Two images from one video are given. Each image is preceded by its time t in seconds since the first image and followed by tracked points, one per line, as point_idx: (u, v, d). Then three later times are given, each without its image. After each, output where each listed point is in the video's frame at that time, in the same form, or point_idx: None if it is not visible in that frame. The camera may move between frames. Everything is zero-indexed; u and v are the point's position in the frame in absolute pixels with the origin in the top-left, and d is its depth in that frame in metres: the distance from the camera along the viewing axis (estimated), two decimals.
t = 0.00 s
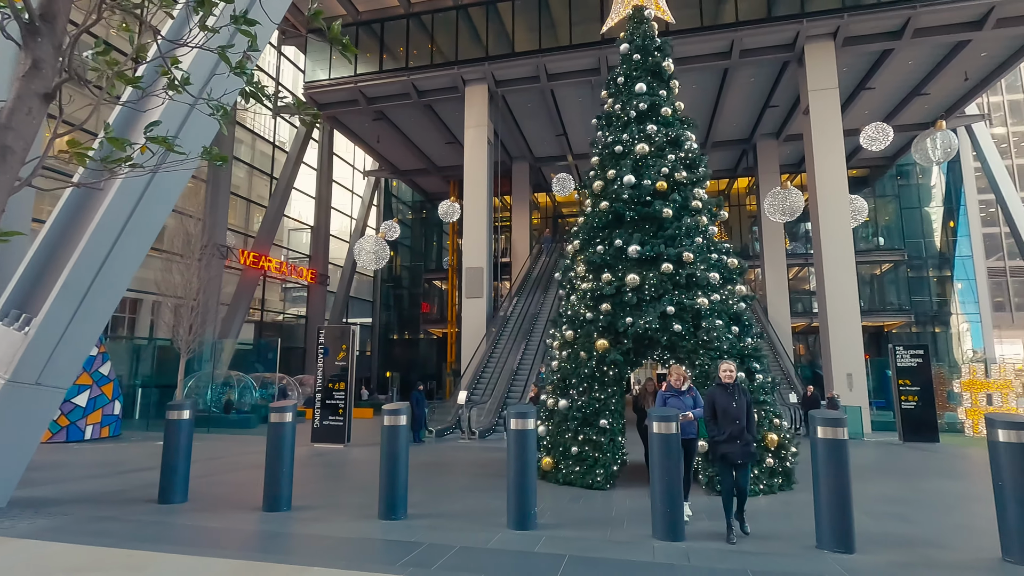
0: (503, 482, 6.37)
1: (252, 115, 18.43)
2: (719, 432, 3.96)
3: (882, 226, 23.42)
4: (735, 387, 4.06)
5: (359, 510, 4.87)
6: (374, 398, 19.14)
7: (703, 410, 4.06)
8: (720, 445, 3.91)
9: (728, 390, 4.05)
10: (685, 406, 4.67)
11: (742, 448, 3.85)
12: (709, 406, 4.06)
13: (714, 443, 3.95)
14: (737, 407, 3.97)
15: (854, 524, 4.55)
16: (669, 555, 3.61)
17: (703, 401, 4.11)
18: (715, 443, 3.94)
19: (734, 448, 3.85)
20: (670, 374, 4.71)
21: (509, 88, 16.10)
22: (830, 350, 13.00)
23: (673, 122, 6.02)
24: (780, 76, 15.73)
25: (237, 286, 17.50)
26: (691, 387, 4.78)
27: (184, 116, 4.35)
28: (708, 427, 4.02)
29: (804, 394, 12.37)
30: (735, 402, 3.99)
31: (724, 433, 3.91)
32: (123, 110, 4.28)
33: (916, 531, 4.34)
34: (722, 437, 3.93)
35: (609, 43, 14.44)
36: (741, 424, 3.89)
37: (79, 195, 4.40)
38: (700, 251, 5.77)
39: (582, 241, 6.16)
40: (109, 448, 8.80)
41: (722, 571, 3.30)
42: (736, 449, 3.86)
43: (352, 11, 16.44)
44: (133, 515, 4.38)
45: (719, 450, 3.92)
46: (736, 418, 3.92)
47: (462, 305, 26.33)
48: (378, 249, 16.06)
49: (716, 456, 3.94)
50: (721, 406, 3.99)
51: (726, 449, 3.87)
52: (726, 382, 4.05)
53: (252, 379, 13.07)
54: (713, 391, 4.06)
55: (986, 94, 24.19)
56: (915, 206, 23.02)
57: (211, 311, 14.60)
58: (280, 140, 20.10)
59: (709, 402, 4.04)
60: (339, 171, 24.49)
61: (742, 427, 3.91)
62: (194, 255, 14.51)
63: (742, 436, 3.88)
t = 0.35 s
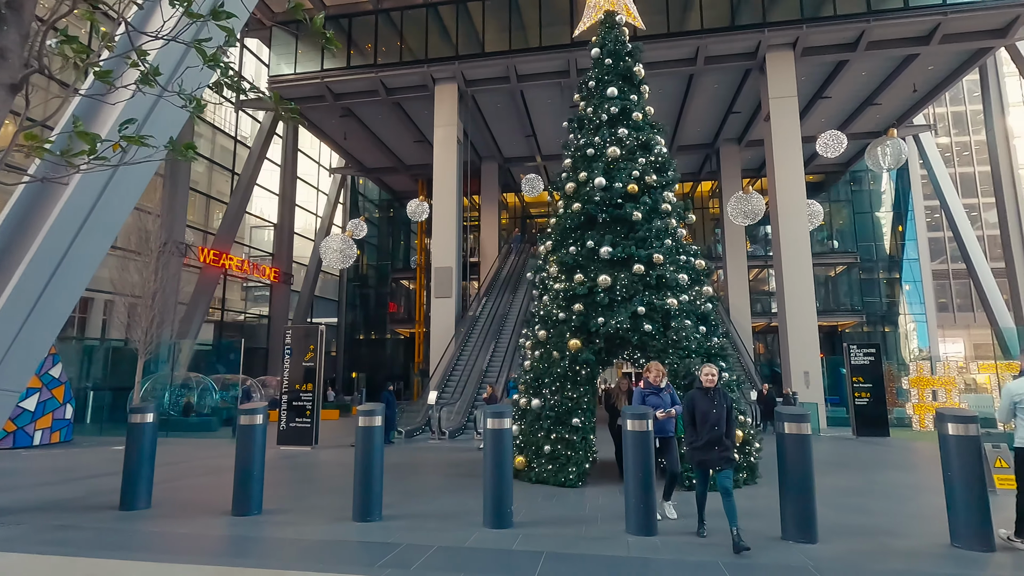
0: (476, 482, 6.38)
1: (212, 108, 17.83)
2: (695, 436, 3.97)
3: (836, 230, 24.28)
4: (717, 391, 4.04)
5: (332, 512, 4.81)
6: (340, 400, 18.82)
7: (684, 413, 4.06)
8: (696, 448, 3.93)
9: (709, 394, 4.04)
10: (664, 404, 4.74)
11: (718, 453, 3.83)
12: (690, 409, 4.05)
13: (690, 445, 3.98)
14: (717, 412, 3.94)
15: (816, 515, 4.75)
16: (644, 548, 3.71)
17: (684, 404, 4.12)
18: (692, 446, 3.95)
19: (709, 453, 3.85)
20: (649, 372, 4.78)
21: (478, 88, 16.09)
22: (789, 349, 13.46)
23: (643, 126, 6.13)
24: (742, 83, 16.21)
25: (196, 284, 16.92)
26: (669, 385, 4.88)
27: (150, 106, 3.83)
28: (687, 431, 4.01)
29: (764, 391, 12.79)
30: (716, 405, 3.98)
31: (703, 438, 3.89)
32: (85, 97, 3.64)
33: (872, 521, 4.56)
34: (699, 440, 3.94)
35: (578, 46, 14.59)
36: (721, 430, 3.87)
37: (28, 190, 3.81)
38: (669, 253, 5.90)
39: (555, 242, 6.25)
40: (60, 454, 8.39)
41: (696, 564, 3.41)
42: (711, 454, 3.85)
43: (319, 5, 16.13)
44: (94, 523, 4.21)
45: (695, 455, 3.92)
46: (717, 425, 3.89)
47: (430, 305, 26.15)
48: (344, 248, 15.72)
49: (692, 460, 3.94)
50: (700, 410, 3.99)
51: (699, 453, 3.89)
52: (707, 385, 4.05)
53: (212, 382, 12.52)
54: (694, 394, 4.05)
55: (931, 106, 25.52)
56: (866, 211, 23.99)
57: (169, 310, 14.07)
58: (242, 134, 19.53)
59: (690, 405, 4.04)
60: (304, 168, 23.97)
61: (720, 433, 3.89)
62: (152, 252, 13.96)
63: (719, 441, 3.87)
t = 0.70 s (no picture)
0: (446, 481, 6.36)
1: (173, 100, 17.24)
2: (682, 430, 3.90)
3: (797, 233, 25.05)
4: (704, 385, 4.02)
5: (300, 514, 4.73)
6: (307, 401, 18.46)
7: (669, 406, 4.01)
8: (685, 444, 3.83)
9: (696, 385, 4.01)
10: (650, 405, 4.53)
11: (706, 448, 3.76)
12: (675, 402, 4.02)
13: (677, 440, 3.89)
14: (705, 405, 3.91)
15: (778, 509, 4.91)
16: (613, 544, 3.77)
17: (669, 398, 4.07)
18: (679, 442, 3.87)
19: (697, 447, 3.77)
20: (636, 370, 4.57)
21: (450, 87, 16.03)
22: (752, 348, 13.84)
23: (614, 129, 6.21)
24: (709, 89, 16.58)
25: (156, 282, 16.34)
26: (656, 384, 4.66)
27: (109, 97, 3.60)
28: (671, 424, 3.97)
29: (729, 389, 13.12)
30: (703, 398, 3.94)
31: (689, 432, 3.85)
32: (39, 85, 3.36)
33: (830, 513, 4.75)
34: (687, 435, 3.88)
35: (550, 48, 14.68)
36: (707, 422, 3.84)
37: None
38: (639, 254, 6.00)
39: (527, 242, 6.29)
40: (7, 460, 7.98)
41: (663, 558, 3.49)
42: (699, 449, 3.76)
43: None
44: (47, 531, 4.04)
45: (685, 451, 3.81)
46: (702, 417, 3.87)
47: (400, 304, 25.89)
48: (312, 246, 15.45)
49: (679, 455, 3.84)
50: (687, 403, 3.96)
51: (688, 448, 3.79)
52: (694, 377, 4.03)
53: (172, 383, 12.06)
54: (680, 387, 4.03)
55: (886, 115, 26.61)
56: (826, 215, 24.88)
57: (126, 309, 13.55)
58: (205, 128, 18.97)
59: (675, 399, 4.00)
60: (270, 163, 23.41)
61: (708, 426, 3.84)
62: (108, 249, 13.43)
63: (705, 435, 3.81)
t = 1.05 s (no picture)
0: (422, 483, 6.34)
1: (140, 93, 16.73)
2: (679, 440, 3.64)
3: (768, 235, 25.60)
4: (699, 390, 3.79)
5: (273, 518, 4.66)
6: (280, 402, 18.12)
7: (663, 414, 3.75)
8: (684, 455, 3.55)
9: (691, 394, 3.76)
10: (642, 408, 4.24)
11: (702, 459, 3.57)
12: (668, 409, 3.75)
13: (671, 449, 3.63)
14: (700, 414, 3.68)
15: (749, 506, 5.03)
16: (588, 544, 3.81)
17: (661, 404, 3.80)
18: (676, 453, 3.59)
19: (696, 458, 3.53)
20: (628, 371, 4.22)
21: (427, 85, 15.94)
22: (725, 348, 14.11)
23: (591, 131, 6.28)
24: (684, 93, 16.82)
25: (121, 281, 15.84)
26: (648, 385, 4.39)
27: (75, 91, 3.52)
28: (665, 433, 3.71)
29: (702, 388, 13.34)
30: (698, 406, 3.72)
31: (687, 442, 3.61)
32: None
33: (799, 510, 4.88)
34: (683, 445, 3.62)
35: (528, 48, 14.71)
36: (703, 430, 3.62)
37: None
38: (614, 256, 6.07)
39: (504, 243, 6.31)
40: None
41: (637, 556, 3.54)
42: (696, 460, 3.55)
43: None
44: (6, 540, 3.90)
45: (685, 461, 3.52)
46: (698, 426, 3.64)
47: (375, 304, 25.64)
48: (285, 244, 15.19)
49: (675, 467, 3.54)
50: (683, 411, 3.69)
51: (688, 459, 3.52)
52: (687, 383, 3.78)
53: (138, 385, 11.71)
54: (673, 394, 3.76)
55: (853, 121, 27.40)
56: (796, 218, 25.53)
57: (90, 308, 13.12)
58: (174, 122, 18.47)
59: (669, 407, 3.72)
60: (242, 160, 22.92)
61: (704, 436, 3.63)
62: (71, 246, 12.97)
63: (701, 445, 3.63)
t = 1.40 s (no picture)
0: (399, 485, 6.29)
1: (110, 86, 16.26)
2: (683, 440, 3.32)
3: (743, 237, 26.05)
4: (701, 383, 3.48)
5: (246, 523, 4.59)
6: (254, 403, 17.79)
7: (664, 409, 3.39)
8: (689, 457, 3.26)
9: (691, 387, 3.46)
10: (637, 408, 4.10)
11: (708, 457, 3.31)
12: (669, 405, 3.40)
13: (674, 449, 3.31)
14: (703, 410, 3.39)
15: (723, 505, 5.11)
16: (565, 545, 3.84)
17: (659, 399, 3.45)
18: (681, 454, 3.28)
19: (701, 458, 3.27)
20: (625, 368, 4.21)
21: (407, 83, 15.83)
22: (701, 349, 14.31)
23: (570, 134, 6.31)
24: (663, 96, 17.01)
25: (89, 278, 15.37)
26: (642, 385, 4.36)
27: (39, 86, 3.63)
28: (666, 432, 3.36)
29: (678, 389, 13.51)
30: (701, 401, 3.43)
31: (694, 441, 3.30)
32: None
33: (771, 508, 4.98)
34: (688, 443, 3.31)
35: (509, 49, 14.72)
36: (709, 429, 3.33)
37: None
38: (593, 257, 6.11)
39: (483, 243, 6.29)
40: None
41: (612, 556, 3.58)
42: (701, 460, 3.27)
43: None
44: None
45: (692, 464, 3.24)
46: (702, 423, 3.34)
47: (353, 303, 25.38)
48: (260, 242, 14.92)
49: (679, 470, 3.27)
50: (687, 408, 3.36)
51: (693, 460, 3.24)
52: (687, 376, 3.46)
53: (106, 386, 11.42)
54: (672, 387, 3.43)
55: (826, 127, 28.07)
56: (770, 220, 26.04)
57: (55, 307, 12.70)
58: (145, 116, 18.02)
59: (671, 402, 3.38)
60: (216, 155, 22.44)
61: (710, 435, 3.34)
62: (36, 242, 12.54)
63: (707, 444, 3.35)
